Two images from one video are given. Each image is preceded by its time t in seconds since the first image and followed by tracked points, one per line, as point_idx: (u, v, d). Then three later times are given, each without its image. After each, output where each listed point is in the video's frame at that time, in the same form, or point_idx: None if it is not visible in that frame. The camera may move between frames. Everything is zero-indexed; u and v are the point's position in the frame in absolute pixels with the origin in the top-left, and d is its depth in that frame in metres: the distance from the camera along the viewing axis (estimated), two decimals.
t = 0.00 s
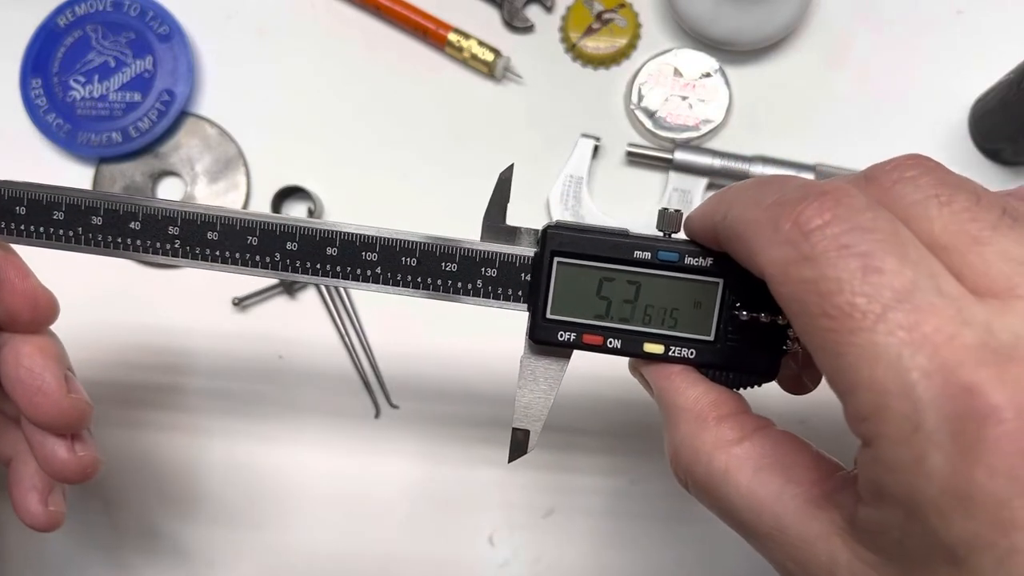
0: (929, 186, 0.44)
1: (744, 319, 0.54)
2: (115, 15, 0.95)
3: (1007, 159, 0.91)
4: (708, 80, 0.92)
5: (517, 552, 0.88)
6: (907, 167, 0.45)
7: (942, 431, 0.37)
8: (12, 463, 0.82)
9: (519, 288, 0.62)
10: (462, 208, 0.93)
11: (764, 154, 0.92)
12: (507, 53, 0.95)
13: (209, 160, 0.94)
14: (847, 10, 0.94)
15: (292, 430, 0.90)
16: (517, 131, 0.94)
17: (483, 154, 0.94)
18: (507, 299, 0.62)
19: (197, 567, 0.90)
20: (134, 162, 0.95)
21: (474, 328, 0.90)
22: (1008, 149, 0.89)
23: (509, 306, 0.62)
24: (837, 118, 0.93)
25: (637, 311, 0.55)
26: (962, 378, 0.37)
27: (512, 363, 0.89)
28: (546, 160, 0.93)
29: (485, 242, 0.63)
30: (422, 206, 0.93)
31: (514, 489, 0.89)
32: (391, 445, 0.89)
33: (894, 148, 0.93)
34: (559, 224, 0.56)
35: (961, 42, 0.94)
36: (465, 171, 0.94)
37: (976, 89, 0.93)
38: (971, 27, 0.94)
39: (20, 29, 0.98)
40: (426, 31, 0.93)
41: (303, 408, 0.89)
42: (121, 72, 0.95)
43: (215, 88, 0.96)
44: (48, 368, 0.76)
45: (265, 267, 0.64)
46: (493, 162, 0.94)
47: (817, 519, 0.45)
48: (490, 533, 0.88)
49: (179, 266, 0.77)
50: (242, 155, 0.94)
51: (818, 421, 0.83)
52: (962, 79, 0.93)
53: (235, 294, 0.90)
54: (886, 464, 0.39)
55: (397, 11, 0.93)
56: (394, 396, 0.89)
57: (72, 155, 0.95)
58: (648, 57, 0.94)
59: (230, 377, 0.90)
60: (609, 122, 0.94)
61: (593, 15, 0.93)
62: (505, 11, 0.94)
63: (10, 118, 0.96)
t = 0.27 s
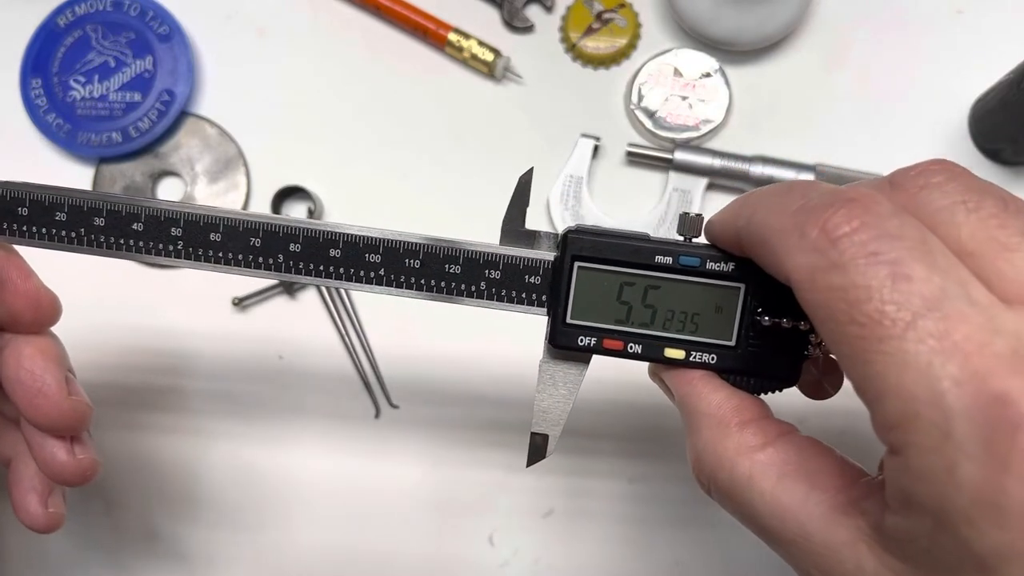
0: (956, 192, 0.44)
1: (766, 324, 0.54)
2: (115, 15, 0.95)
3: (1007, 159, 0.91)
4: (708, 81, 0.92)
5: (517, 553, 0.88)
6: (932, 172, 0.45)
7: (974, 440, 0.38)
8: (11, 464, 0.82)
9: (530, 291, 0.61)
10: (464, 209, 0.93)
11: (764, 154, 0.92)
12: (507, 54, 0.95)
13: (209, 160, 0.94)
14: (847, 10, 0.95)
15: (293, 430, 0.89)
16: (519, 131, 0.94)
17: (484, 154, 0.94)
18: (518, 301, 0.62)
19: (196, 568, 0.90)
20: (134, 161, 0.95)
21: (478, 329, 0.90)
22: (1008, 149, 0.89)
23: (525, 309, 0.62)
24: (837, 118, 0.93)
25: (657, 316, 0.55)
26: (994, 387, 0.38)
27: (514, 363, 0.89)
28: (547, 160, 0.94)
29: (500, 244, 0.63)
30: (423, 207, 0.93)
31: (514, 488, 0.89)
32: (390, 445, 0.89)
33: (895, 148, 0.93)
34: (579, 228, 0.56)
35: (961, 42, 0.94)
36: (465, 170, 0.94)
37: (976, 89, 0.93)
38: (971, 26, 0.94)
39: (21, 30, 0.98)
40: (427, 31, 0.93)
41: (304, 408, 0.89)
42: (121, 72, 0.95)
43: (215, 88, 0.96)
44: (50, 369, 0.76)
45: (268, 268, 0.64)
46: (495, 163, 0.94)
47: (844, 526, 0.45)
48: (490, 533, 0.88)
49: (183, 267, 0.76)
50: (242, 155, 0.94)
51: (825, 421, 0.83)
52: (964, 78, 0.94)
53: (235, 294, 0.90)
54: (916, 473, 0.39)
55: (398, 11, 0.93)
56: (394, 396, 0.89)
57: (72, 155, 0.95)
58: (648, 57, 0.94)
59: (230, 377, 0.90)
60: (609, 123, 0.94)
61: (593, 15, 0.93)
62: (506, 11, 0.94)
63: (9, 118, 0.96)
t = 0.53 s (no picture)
0: (980, 191, 0.44)
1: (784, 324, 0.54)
2: (115, 15, 0.95)
3: (1007, 159, 0.91)
4: (708, 81, 0.92)
5: (517, 552, 0.88)
6: (955, 171, 0.46)
7: (1001, 443, 0.38)
8: (9, 462, 0.82)
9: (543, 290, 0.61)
10: (466, 209, 0.93)
11: (764, 154, 0.92)
12: (507, 54, 0.95)
13: (209, 160, 0.94)
14: (847, 10, 0.95)
15: (294, 430, 0.89)
16: (521, 131, 0.94)
17: (484, 154, 0.94)
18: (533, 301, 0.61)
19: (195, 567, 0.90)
20: (135, 162, 0.94)
21: (481, 330, 0.89)
22: (1008, 149, 0.89)
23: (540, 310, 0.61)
24: (837, 118, 0.94)
25: (674, 316, 0.56)
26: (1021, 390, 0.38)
27: (516, 363, 0.89)
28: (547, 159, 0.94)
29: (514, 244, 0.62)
30: (425, 208, 0.93)
31: (513, 487, 0.89)
32: (389, 445, 0.89)
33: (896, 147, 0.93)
34: (594, 228, 0.56)
35: (961, 42, 0.94)
36: (465, 169, 0.94)
37: (976, 89, 0.93)
38: (972, 26, 0.94)
39: (21, 30, 0.98)
40: (427, 31, 0.93)
41: (304, 408, 0.89)
42: (122, 72, 0.95)
43: (216, 87, 0.96)
44: (46, 367, 0.75)
45: (263, 266, 0.63)
46: (496, 163, 0.94)
47: (864, 529, 0.45)
48: (490, 532, 0.88)
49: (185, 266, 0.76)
50: (242, 155, 0.94)
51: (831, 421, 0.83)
52: (967, 78, 0.94)
53: (235, 294, 0.90)
54: (940, 477, 0.39)
55: (398, 12, 0.93)
56: (394, 396, 0.89)
57: (72, 154, 0.95)
58: (648, 57, 0.94)
59: (230, 378, 0.90)
60: (610, 123, 0.94)
61: (594, 15, 0.93)
62: (506, 11, 0.94)
63: (10, 118, 0.96)
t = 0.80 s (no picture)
0: (1004, 193, 0.44)
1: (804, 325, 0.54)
2: (115, 15, 0.95)
3: (1008, 158, 0.91)
4: (708, 81, 0.92)
5: (517, 551, 0.88)
6: (978, 172, 0.46)
7: None
8: (11, 460, 0.82)
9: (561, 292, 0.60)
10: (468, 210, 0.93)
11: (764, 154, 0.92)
12: (507, 54, 0.95)
13: (209, 160, 0.94)
14: (849, 11, 0.95)
15: (293, 430, 0.89)
16: (524, 131, 0.94)
17: (484, 154, 0.94)
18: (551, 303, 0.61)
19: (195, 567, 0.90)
20: (136, 161, 0.94)
21: (484, 330, 0.89)
22: (1008, 149, 0.89)
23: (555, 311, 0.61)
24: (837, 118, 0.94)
25: (693, 317, 0.56)
26: None
27: (517, 363, 0.89)
28: (547, 159, 0.94)
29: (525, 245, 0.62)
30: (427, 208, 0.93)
31: (513, 487, 0.89)
32: (388, 444, 0.89)
33: (898, 146, 0.93)
34: (613, 228, 0.56)
35: (962, 42, 0.95)
36: (466, 169, 0.94)
37: (976, 89, 0.94)
38: (972, 26, 0.95)
39: (23, 30, 0.97)
40: (427, 31, 0.93)
41: (304, 408, 0.89)
42: (121, 72, 0.95)
43: (216, 87, 0.96)
44: (46, 364, 0.75)
45: (265, 264, 0.63)
46: (499, 162, 0.94)
47: (885, 531, 0.45)
48: (490, 532, 0.88)
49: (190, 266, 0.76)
50: (242, 155, 0.94)
51: (837, 422, 0.83)
52: (969, 78, 0.94)
53: (235, 294, 0.90)
54: (965, 480, 0.40)
55: (399, 12, 0.93)
56: (394, 396, 0.89)
57: (72, 154, 0.95)
58: (647, 57, 0.95)
59: (230, 377, 0.90)
60: (609, 123, 0.95)
61: (593, 15, 0.93)
62: (505, 11, 0.94)
63: (10, 119, 0.96)
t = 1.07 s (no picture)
0: (997, 200, 0.44)
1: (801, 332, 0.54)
2: (115, 15, 0.95)
3: (1007, 159, 0.91)
4: (708, 81, 0.92)
5: (517, 551, 0.88)
6: (973, 178, 0.46)
7: (1020, 454, 0.38)
8: (9, 463, 0.82)
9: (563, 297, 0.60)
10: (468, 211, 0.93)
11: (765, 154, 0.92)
12: (507, 53, 0.95)
13: (209, 160, 0.94)
14: (849, 12, 0.95)
15: (293, 431, 0.89)
16: (524, 132, 0.94)
17: (484, 154, 0.94)
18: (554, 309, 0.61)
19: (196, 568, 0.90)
20: (136, 162, 0.94)
21: (484, 331, 0.90)
22: (1008, 149, 0.89)
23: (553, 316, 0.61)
24: (836, 118, 0.94)
25: (690, 324, 0.56)
26: None
27: (517, 364, 0.89)
28: (547, 161, 0.94)
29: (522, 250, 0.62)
30: (427, 209, 0.93)
31: (512, 488, 0.89)
32: (388, 444, 0.89)
33: (898, 147, 0.93)
34: (611, 235, 0.56)
35: (962, 42, 0.94)
36: (466, 169, 0.94)
37: (976, 90, 0.94)
38: (972, 27, 0.95)
39: (24, 30, 0.97)
40: (427, 31, 0.93)
41: (303, 409, 0.89)
42: (121, 72, 0.95)
43: (215, 88, 0.96)
44: (45, 367, 0.75)
45: (262, 269, 0.63)
46: (499, 163, 0.94)
47: (880, 538, 0.45)
48: (490, 532, 0.89)
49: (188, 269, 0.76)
50: (242, 155, 0.94)
51: (835, 425, 0.83)
52: (969, 79, 0.94)
53: (235, 294, 0.90)
54: (960, 489, 0.40)
55: (399, 12, 0.93)
56: (394, 396, 0.89)
57: (72, 155, 0.95)
58: (648, 57, 0.95)
59: (230, 379, 0.90)
60: (609, 123, 0.95)
61: (593, 15, 0.93)
62: (505, 11, 0.94)
63: (11, 119, 0.96)
